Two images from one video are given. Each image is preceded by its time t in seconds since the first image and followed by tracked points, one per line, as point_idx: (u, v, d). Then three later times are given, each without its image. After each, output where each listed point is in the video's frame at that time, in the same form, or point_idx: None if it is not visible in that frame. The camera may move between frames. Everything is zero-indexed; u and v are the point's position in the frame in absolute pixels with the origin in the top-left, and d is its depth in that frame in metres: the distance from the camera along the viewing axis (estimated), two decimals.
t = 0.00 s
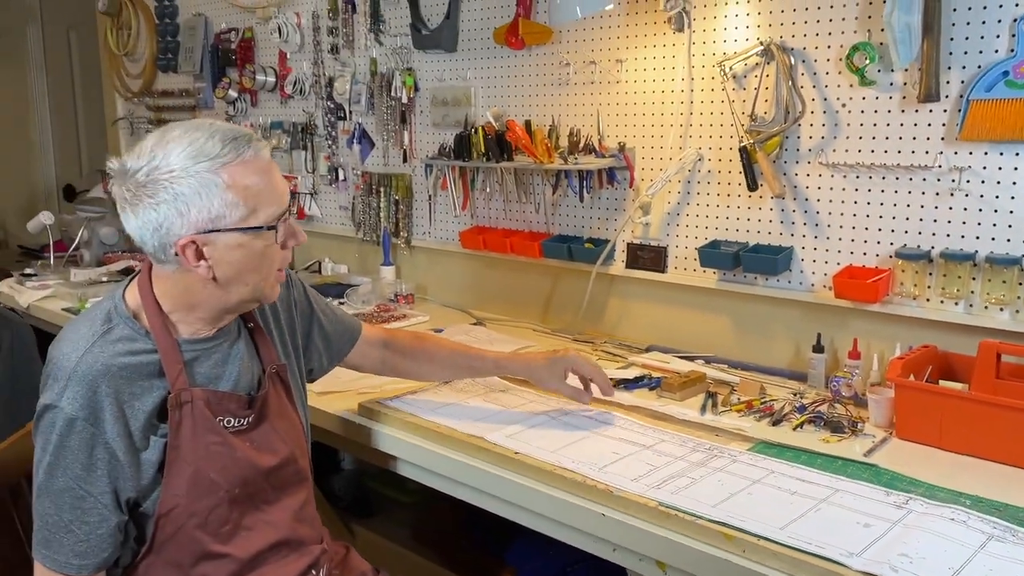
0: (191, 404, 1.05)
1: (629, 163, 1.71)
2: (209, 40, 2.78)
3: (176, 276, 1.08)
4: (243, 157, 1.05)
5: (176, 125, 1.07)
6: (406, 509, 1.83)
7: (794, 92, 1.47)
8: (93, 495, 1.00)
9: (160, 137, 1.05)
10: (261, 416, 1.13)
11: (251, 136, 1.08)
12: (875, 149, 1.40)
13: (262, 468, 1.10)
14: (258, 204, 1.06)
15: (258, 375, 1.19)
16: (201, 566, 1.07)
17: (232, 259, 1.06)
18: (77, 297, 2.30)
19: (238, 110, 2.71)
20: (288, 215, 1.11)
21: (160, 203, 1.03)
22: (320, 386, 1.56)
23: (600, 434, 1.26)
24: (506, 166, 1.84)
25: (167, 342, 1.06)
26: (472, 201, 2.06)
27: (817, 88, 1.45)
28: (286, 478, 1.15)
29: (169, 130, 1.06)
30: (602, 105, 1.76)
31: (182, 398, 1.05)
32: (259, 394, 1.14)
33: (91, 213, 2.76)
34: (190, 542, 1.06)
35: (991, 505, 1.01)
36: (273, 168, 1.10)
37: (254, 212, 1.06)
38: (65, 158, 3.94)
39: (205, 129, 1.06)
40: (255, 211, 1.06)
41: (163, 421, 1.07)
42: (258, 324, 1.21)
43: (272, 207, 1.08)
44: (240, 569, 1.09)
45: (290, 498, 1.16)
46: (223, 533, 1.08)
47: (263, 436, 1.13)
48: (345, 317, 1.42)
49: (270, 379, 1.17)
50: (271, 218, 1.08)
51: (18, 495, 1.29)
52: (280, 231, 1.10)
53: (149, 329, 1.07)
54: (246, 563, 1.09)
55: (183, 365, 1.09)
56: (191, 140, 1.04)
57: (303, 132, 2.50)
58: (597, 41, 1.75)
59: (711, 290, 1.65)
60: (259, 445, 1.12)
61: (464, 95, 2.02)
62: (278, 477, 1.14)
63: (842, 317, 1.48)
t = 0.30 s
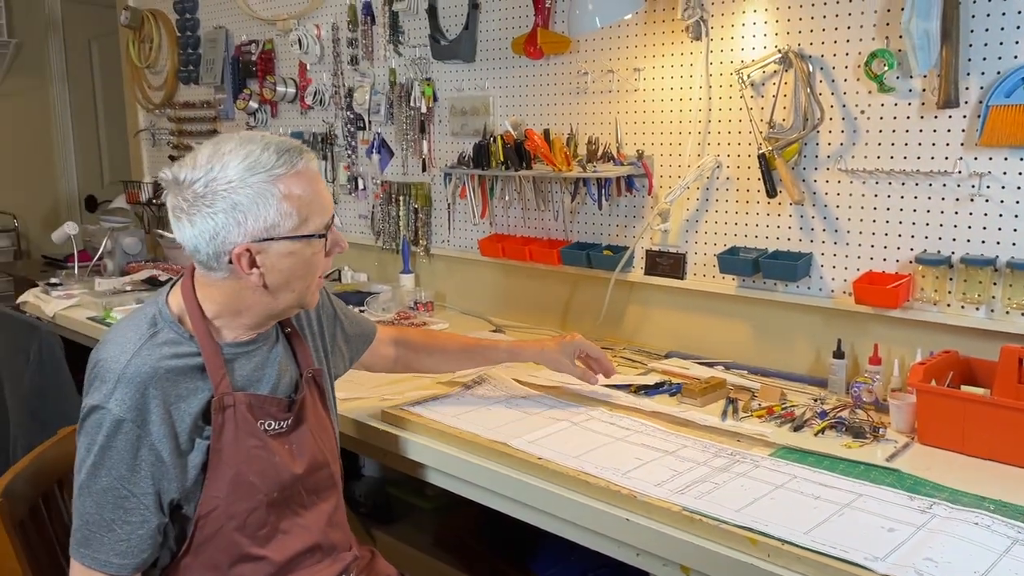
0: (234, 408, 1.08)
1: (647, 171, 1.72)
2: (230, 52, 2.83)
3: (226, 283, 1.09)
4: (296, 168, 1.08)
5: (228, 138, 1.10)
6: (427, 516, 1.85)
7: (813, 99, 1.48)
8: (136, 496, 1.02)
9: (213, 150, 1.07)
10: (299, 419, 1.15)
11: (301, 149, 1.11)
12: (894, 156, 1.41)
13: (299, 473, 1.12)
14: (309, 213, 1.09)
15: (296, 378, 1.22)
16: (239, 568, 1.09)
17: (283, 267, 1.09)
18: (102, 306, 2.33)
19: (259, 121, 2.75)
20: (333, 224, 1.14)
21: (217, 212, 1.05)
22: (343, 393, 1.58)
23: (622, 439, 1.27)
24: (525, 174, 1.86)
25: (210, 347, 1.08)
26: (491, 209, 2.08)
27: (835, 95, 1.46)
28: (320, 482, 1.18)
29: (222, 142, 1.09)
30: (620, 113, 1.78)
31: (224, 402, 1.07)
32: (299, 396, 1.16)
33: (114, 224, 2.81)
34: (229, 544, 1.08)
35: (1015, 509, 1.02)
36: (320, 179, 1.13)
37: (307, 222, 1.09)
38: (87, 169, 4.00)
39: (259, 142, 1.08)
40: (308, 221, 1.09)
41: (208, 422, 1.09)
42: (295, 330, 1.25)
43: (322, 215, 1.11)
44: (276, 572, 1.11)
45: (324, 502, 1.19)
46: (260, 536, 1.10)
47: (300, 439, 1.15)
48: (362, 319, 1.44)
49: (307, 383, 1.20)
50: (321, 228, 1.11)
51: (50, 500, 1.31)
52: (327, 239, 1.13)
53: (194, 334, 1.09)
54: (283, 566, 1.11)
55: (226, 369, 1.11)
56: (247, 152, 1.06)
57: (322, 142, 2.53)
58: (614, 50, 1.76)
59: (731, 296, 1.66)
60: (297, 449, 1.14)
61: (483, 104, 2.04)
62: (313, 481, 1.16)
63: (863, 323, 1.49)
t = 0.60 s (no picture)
0: (250, 404, 1.09)
1: (651, 172, 1.73)
2: (236, 56, 2.84)
3: (235, 278, 1.11)
4: (312, 168, 1.09)
5: (249, 135, 1.11)
6: (433, 518, 1.85)
7: (816, 100, 1.48)
8: (153, 486, 1.02)
9: (233, 148, 1.09)
10: (315, 417, 1.16)
11: (319, 149, 1.12)
12: (899, 156, 1.41)
13: (314, 469, 1.13)
14: (321, 213, 1.09)
15: (314, 377, 1.23)
16: (254, 564, 1.10)
17: (292, 265, 1.09)
18: (111, 309, 2.35)
19: (265, 124, 2.77)
20: (348, 226, 1.14)
21: (230, 206, 1.06)
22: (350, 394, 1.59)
23: (627, 440, 1.28)
24: (530, 176, 1.87)
25: (227, 346, 1.09)
26: (496, 211, 2.09)
27: (839, 96, 1.46)
28: (336, 482, 1.19)
29: (242, 139, 1.11)
30: (624, 115, 1.78)
31: (241, 398, 1.08)
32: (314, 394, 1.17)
33: (122, 227, 2.83)
34: (244, 539, 1.09)
35: (1019, 509, 1.02)
36: (338, 181, 1.13)
37: (318, 222, 1.09)
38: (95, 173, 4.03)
39: (278, 140, 1.10)
40: (319, 221, 1.09)
41: (225, 417, 1.10)
42: (313, 331, 1.26)
43: (335, 217, 1.11)
44: (290, 569, 1.12)
45: (338, 502, 1.21)
46: (277, 532, 1.11)
47: (316, 437, 1.16)
48: (377, 325, 1.45)
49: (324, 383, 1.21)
50: (332, 229, 1.11)
51: (58, 501, 1.32)
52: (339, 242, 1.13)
53: (212, 330, 1.10)
54: (297, 563, 1.12)
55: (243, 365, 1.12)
56: (263, 149, 1.08)
57: (328, 145, 2.55)
58: (619, 52, 1.77)
59: (736, 297, 1.66)
60: (313, 446, 1.15)
61: (488, 106, 2.05)
62: (328, 478, 1.17)
63: (869, 324, 1.49)
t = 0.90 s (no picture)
0: (247, 397, 1.09)
1: (648, 170, 1.73)
2: (234, 56, 2.85)
3: (231, 270, 1.12)
4: (306, 161, 1.09)
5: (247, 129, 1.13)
6: (431, 515, 1.86)
7: (811, 97, 1.48)
8: (149, 476, 1.02)
9: (230, 140, 1.11)
10: (313, 411, 1.17)
11: (315, 142, 1.12)
12: (893, 152, 1.41)
13: (312, 463, 1.13)
14: (314, 206, 1.09)
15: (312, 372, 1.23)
16: (249, 558, 1.10)
17: (283, 257, 1.09)
18: (109, 308, 2.35)
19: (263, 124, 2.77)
20: (343, 220, 1.14)
21: (224, 195, 1.07)
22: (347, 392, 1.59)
23: (622, 436, 1.28)
24: (526, 174, 1.87)
25: (225, 340, 1.10)
26: (493, 209, 2.09)
27: (833, 93, 1.47)
28: (334, 477, 1.20)
29: (240, 132, 1.12)
30: (620, 113, 1.79)
31: (238, 392, 1.09)
32: (312, 388, 1.18)
33: (120, 227, 2.83)
34: (241, 532, 1.09)
35: (1010, 502, 1.02)
36: (334, 175, 1.13)
37: (310, 214, 1.09)
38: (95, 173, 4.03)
39: (274, 132, 1.10)
40: (312, 213, 1.09)
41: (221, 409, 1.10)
42: (312, 326, 1.27)
43: (329, 210, 1.11)
44: (286, 564, 1.12)
45: (335, 498, 1.21)
46: (274, 525, 1.11)
47: (314, 431, 1.16)
48: (373, 325, 1.45)
49: (323, 379, 1.21)
50: (326, 223, 1.11)
51: (55, 497, 1.33)
52: (333, 236, 1.13)
53: (211, 322, 1.11)
54: (292, 558, 1.13)
55: (241, 359, 1.13)
56: (259, 140, 1.09)
57: (326, 144, 2.55)
58: (614, 51, 1.77)
59: (731, 293, 1.67)
60: (311, 441, 1.16)
61: (485, 105, 2.05)
62: (326, 473, 1.18)
63: (864, 320, 1.49)
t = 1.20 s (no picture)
0: (239, 398, 1.10)
1: (641, 169, 1.73)
2: (229, 54, 2.85)
3: (223, 271, 1.12)
4: (303, 169, 1.08)
5: (247, 133, 1.12)
6: (425, 513, 1.86)
7: (803, 96, 1.49)
8: (140, 478, 1.03)
9: (227, 143, 1.10)
10: (304, 412, 1.17)
11: (313, 150, 1.11)
12: (885, 151, 1.42)
13: (303, 463, 1.14)
14: (308, 215, 1.09)
15: (304, 373, 1.24)
16: (242, 557, 1.11)
17: (275, 263, 1.09)
18: (103, 307, 2.35)
19: (258, 122, 2.77)
20: (338, 229, 1.13)
21: (218, 199, 1.07)
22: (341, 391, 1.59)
23: (616, 434, 1.29)
24: (521, 173, 1.88)
25: (218, 340, 1.10)
26: (488, 208, 2.09)
27: (826, 92, 1.47)
28: (325, 477, 1.21)
29: (239, 135, 1.12)
30: (614, 112, 1.79)
31: (229, 392, 1.09)
32: (303, 389, 1.18)
33: (115, 225, 2.83)
34: (233, 532, 1.09)
35: (999, 500, 1.03)
36: (331, 184, 1.13)
37: (305, 223, 1.09)
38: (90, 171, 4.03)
39: (272, 138, 1.10)
40: (307, 222, 1.09)
41: (212, 410, 1.11)
42: (304, 327, 1.27)
43: (324, 219, 1.10)
44: (277, 564, 1.13)
45: (326, 497, 1.22)
46: (265, 525, 1.11)
47: (306, 432, 1.17)
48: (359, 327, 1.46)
49: (314, 379, 1.22)
50: (320, 232, 1.10)
51: (49, 497, 1.33)
52: (327, 245, 1.12)
53: (203, 324, 1.11)
54: (284, 557, 1.13)
55: (233, 360, 1.13)
56: (256, 146, 1.08)
57: (321, 143, 2.55)
58: (608, 49, 1.78)
59: (724, 292, 1.67)
60: (303, 441, 1.16)
61: (479, 103, 2.05)
62: (317, 474, 1.18)
63: (856, 319, 1.50)
